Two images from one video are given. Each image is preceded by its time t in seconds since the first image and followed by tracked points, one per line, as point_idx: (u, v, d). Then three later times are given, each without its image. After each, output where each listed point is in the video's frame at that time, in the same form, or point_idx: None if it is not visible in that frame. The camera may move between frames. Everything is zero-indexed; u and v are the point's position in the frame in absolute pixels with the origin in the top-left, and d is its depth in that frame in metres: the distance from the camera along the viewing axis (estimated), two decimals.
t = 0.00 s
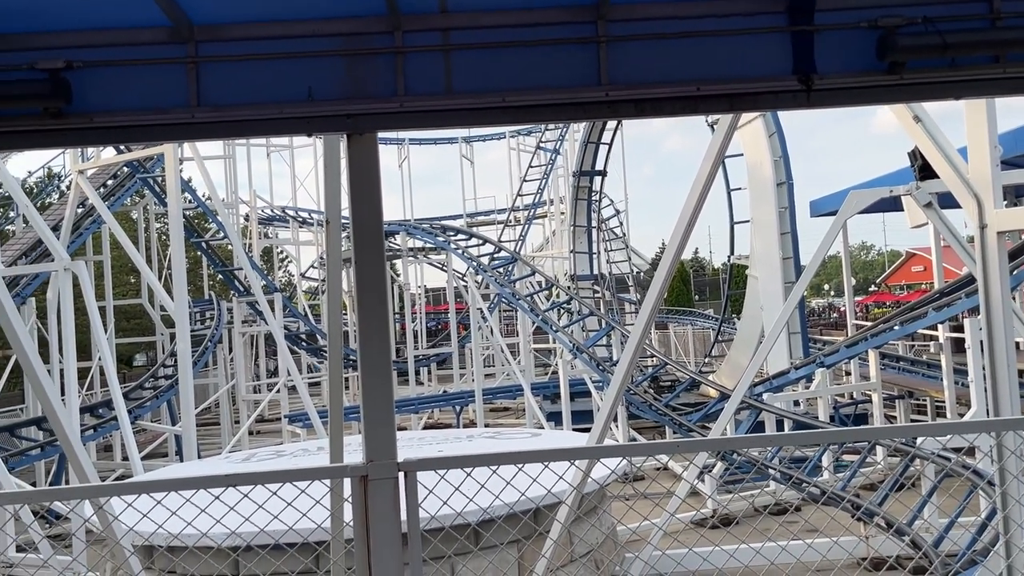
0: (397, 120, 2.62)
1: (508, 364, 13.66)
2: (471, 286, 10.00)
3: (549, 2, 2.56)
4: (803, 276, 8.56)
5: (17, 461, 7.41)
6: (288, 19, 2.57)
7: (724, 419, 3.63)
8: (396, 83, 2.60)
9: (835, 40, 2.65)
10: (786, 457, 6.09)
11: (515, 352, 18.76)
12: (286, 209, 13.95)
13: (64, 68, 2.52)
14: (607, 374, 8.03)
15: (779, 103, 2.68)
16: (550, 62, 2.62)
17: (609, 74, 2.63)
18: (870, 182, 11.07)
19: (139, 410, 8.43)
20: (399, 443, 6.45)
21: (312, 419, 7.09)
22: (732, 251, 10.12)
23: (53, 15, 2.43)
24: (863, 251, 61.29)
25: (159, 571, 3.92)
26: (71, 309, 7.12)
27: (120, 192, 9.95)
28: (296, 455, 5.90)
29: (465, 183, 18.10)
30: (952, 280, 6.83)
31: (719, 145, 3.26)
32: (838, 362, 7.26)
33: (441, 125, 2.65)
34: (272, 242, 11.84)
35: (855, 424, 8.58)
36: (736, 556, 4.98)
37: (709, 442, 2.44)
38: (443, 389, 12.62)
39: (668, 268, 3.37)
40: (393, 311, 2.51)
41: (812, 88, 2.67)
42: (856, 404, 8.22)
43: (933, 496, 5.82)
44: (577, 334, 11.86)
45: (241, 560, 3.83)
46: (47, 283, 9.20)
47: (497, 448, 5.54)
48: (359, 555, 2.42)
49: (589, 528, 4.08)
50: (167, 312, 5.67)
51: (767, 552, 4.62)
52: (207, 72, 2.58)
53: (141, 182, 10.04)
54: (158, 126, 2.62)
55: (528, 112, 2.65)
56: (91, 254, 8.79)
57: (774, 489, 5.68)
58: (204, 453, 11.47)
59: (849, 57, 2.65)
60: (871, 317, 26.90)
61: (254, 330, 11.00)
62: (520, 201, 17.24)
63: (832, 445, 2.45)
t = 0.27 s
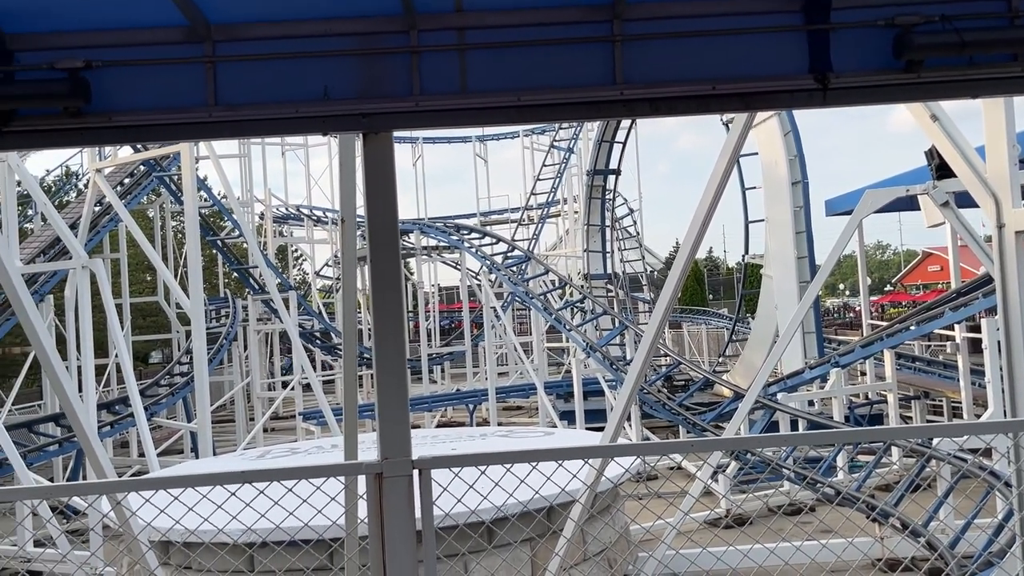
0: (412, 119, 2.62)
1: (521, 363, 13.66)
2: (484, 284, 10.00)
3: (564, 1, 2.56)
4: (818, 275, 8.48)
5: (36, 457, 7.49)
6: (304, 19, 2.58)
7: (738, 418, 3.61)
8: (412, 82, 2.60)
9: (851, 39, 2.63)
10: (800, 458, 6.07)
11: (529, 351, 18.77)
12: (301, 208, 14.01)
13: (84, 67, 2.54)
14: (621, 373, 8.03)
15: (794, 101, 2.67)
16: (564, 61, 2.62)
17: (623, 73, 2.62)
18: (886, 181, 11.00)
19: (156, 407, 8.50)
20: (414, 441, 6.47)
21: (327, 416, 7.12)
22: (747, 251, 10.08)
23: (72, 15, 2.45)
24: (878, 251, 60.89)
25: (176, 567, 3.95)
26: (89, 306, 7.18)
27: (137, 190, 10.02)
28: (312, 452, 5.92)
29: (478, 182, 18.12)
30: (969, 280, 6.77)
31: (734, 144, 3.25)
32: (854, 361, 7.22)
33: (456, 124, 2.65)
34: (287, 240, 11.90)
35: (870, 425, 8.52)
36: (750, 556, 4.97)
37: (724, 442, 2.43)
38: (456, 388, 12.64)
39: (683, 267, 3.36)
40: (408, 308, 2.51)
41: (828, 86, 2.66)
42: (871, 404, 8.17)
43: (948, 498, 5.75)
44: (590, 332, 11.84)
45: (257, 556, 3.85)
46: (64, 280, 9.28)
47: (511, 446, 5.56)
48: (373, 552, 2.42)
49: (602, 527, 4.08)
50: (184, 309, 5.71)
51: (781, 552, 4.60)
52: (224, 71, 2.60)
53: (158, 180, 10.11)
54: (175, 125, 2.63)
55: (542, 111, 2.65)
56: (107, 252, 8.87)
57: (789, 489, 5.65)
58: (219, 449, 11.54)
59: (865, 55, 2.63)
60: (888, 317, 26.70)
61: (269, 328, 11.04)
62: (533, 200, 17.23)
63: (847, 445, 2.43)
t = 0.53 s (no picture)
0: (423, 119, 2.62)
1: (531, 362, 13.67)
2: (495, 284, 10.01)
3: (575, 1, 2.56)
4: (830, 275, 8.43)
5: (49, 454, 7.54)
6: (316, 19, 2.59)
7: (749, 419, 3.60)
8: (423, 82, 2.60)
9: (864, 37, 2.62)
10: (811, 458, 6.05)
11: (539, 351, 18.78)
12: (312, 207, 14.06)
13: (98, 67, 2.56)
14: (631, 374, 8.02)
15: (806, 101, 2.66)
16: (576, 60, 2.61)
17: (635, 73, 2.61)
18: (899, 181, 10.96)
19: (168, 405, 8.55)
20: (425, 440, 6.48)
21: (338, 415, 7.13)
22: (758, 251, 10.05)
23: (87, 16, 2.46)
24: (889, 251, 60.56)
25: (188, 564, 3.98)
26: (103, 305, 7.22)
27: (150, 190, 10.08)
28: (323, 451, 5.94)
29: (488, 182, 18.13)
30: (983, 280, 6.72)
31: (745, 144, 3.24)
32: (866, 362, 7.19)
33: (468, 123, 2.66)
34: (298, 240, 11.94)
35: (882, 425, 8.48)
36: (761, 557, 4.96)
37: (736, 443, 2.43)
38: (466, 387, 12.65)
39: (693, 266, 3.36)
40: (419, 308, 2.51)
41: (840, 86, 2.64)
42: (883, 405, 8.13)
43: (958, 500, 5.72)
44: (601, 332, 11.83)
45: (268, 554, 3.87)
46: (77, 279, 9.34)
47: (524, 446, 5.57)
48: (384, 551, 2.42)
49: (613, 527, 4.08)
50: (196, 309, 5.73)
51: (793, 553, 4.59)
52: (236, 70, 2.60)
53: (170, 180, 10.16)
54: (188, 125, 2.64)
55: (554, 111, 2.65)
56: (120, 251, 8.92)
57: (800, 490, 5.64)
58: (230, 448, 11.60)
59: (879, 54, 2.62)
60: (901, 317, 26.53)
61: (280, 327, 11.08)
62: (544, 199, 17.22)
63: (859, 445, 2.42)
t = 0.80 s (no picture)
0: (429, 120, 2.62)
1: (536, 363, 13.67)
2: (501, 285, 10.00)
3: (581, 2, 2.56)
4: (837, 277, 8.36)
5: (57, 455, 7.56)
6: (323, 21, 2.59)
7: (755, 421, 3.59)
8: (429, 83, 2.60)
9: (872, 38, 2.61)
10: (818, 460, 6.03)
11: (545, 351, 18.79)
12: (318, 208, 14.08)
13: (105, 69, 2.57)
14: (637, 374, 8.01)
15: (813, 101, 2.65)
16: (582, 61, 2.61)
17: (641, 73, 2.61)
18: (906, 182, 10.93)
19: (175, 406, 8.57)
20: (431, 441, 6.49)
21: (345, 416, 7.13)
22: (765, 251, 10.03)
23: (95, 18, 2.47)
24: (896, 251, 60.34)
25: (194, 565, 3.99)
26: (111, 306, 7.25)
27: (157, 190, 10.11)
28: (330, 452, 5.95)
29: (495, 182, 18.13)
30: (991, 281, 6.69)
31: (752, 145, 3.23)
32: (873, 363, 7.16)
33: (474, 124, 2.65)
34: (304, 240, 11.96)
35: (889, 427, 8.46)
36: (767, 559, 4.94)
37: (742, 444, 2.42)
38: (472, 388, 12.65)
39: (700, 267, 3.35)
40: (425, 309, 2.51)
41: (847, 86, 2.64)
42: (890, 406, 8.11)
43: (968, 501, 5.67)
44: (607, 333, 11.82)
45: (274, 555, 3.87)
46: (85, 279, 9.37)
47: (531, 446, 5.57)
48: (390, 552, 2.42)
49: (619, 529, 4.08)
50: (203, 309, 5.74)
51: (799, 555, 4.58)
52: (243, 72, 2.61)
53: (177, 181, 10.20)
54: (195, 126, 2.65)
55: (560, 111, 2.65)
56: (128, 251, 8.95)
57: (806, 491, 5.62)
58: (236, 448, 11.62)
59: (885, 54, 2.61)
60: (908, 317, 26.41)
61: (286, 328, 11.10)
62: (550, 200, 17.21)
63: (866, 446, 2.41)
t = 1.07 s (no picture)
0: (430, 122, 2.62)
1: (538, 364, 13.67)
2: (502, 286, 10.00)
3: (582, 3, 2.56)
4: (838, 277, 8.38)
5: (58, 455, 7.56)
6: (324, 22, 2.59)
7: (756, 421, 3.59)
8: (430, 84, 2.60)
9: (872, 39, 2.61)
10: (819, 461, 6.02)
11: (547, 352, 18.79)
12: (320, 209, 14.10)
13: (106, 71, 2.57)
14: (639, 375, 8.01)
15: (813, 103, 2.65)
16: (583, 62, 2.61)
17: (642, 75, 2.61)
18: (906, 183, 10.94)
19: (176, 407, 8.58)
20: (432, 442, 6.49)
21: (346, 417, 7.14)
22: (766, 252, 10.04)
23: (95, 20, 2.47)
24: (897, 252, 60.32)
25: (195, 566, 3.99)
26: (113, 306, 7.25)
27: (159, 191, 10.13)
28: (331, 453, 5.95)
29: (496, 183, 18.15)
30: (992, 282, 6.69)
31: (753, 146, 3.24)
32: (874, 364, 7.17)
33: (474, 126, 2.66)
34: (306, 241, 11.97)
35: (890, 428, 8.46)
36: (767, 560, 4.94)
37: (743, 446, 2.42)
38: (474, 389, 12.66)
39: (700, 268, 3.35)
40: (426, 311, 2.51)
41: (847, 88, 2.64)
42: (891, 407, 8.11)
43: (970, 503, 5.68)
44: (608, 334, 11.82)
45: (275, 556, 3.87)
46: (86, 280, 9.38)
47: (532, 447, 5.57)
48: (390, 553, 2.42)
49: (620, 530, 4.08)
50: (205, 310, 5.74)
51: (800, 556, 4.58)
52: (244, 73, 2.61)
53: (179, 182, 10.21)
54: (196, 128, 2.65)
55: (560, 113, 2.65)
56: (129, 252, 8.95)
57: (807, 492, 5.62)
58: (237, 449, 11.63)
59: (886, 56, 2.61)
60: (910, 318, 26.41)
61: (288, 328, 11.10)
62: (551, 201, 17.22)
63: (867, 448, 2.41)
